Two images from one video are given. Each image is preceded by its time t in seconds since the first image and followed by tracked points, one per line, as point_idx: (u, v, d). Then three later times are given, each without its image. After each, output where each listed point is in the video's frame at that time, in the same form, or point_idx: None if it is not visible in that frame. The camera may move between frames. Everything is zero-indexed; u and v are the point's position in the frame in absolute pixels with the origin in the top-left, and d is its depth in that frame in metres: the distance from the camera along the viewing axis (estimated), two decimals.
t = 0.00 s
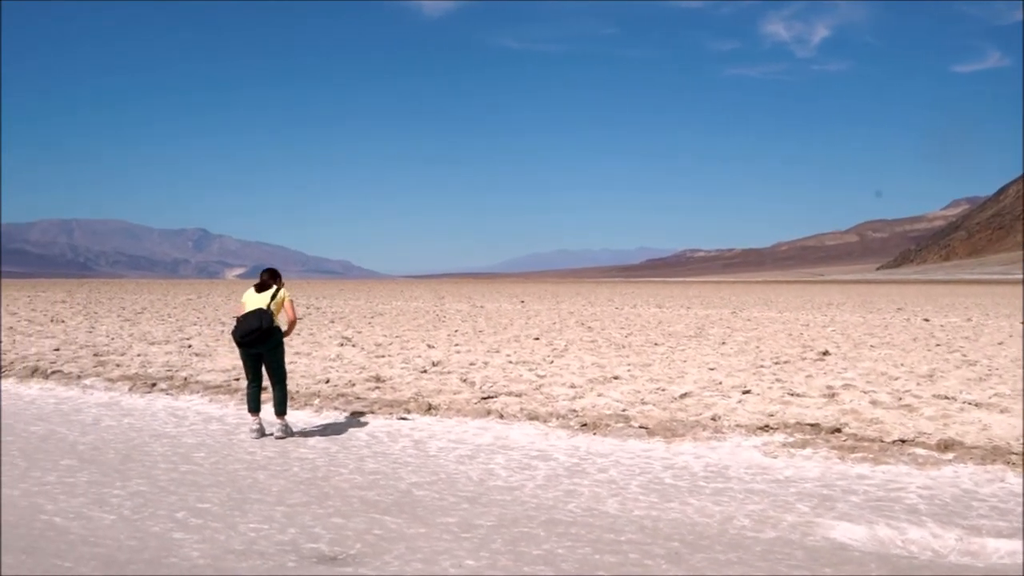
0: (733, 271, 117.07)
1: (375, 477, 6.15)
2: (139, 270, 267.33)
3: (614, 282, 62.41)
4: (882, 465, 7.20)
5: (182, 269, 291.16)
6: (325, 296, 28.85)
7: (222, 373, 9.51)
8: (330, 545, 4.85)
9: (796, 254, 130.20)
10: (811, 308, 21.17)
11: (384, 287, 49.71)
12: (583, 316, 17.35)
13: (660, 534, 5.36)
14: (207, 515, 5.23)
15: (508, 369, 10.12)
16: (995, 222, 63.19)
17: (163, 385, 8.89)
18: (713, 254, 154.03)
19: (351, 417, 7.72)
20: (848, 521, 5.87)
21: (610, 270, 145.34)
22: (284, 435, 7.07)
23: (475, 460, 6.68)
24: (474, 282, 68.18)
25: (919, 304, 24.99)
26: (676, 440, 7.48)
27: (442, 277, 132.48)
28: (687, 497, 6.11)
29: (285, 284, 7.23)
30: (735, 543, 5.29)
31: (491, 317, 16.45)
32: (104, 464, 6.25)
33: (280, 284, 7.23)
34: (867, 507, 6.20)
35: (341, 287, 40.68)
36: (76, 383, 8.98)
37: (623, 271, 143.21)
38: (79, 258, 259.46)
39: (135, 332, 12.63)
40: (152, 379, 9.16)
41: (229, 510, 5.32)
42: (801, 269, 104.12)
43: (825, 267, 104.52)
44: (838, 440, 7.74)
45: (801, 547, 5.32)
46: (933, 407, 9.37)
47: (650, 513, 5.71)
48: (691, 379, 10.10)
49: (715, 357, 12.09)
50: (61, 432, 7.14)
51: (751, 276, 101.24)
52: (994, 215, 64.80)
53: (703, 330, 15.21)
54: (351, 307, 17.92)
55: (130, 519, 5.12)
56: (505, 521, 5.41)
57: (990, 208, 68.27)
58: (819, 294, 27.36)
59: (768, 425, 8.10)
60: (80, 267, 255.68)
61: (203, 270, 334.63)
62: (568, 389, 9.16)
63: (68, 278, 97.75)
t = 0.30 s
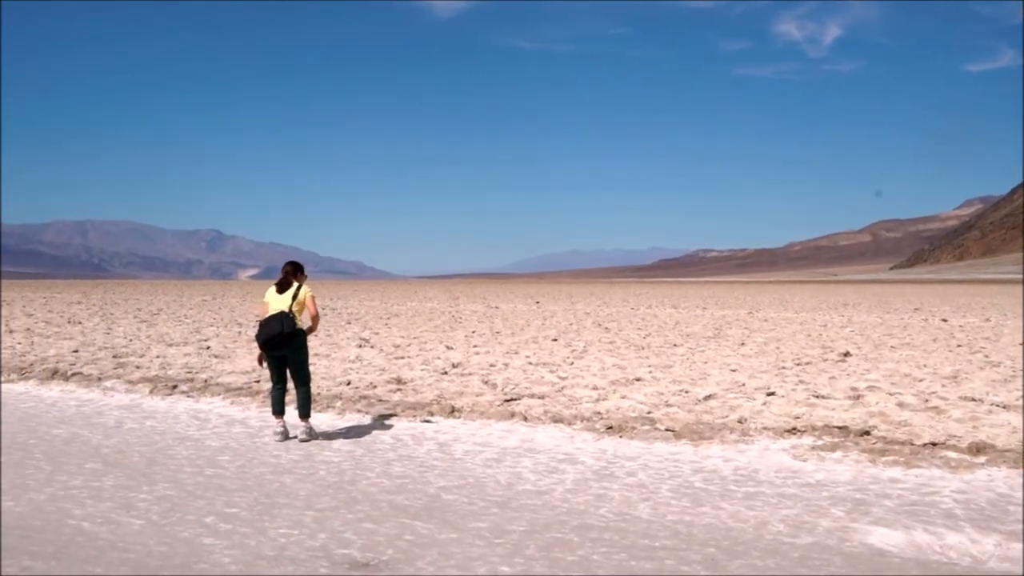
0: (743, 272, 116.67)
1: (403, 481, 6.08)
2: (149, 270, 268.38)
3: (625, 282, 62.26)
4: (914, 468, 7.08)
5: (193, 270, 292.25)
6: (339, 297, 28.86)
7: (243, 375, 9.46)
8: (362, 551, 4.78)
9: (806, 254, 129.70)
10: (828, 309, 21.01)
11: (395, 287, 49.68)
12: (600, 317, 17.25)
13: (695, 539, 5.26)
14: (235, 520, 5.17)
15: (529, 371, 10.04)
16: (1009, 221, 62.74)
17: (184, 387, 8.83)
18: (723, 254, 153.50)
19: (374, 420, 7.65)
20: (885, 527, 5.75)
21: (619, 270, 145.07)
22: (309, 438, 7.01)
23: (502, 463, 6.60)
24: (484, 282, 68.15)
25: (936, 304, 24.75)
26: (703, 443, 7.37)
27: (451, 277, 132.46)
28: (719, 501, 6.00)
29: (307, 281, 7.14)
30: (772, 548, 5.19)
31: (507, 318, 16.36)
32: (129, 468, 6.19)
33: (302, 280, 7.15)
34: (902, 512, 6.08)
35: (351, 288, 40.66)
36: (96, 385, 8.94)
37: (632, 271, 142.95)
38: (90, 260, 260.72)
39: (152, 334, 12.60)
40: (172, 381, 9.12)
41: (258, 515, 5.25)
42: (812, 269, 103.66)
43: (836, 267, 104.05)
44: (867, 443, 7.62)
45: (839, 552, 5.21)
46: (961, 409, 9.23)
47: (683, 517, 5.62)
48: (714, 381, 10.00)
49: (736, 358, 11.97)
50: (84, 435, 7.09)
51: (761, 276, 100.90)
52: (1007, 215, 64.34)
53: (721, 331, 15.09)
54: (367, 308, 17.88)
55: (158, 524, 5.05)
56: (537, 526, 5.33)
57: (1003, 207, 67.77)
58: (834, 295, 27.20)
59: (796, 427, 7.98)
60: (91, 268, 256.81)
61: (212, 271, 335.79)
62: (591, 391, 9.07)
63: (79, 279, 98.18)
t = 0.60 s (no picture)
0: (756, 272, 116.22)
1: (431, 483, 6.04)
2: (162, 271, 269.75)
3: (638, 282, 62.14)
4: (947, 472, 6.95)
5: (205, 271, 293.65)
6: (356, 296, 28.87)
7: (264, 376, 9.43)
8: (394, 555, 4.72)
9: (820, 254, 129.08)
10: (846, 309, 20.87)
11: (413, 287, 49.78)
12: (617, 317, 17.16)
13: (730, 544, 5.17)
14: (265, 523, 5.12)
15: (551, 373, 9.99)
16: None
17: (206, 388, 8.80)
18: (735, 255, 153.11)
19: (399, 421, 7.62)
20: (922, 532, 5.62)
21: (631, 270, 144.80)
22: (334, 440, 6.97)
23: (530, 466, 6.55)
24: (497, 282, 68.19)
25: (956, 304, 24.49)
26: (732, 446, 7.27)
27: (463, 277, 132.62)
28: (752, 505, 5.90)
29: (331, 278, 7.06)
30: (809, 553, 5.09)
31: (525, 319, 16.30)
32: (155, 470, 6.14)
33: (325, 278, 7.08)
34: (939, 516, 5.95)
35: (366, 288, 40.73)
36: (119, 386, 8.91)
37: (644, 272, 142.68)
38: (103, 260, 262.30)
39: (171, 334, 12.58)
40: (194, 382, 9.09)
41: (287, 518, 5.21)
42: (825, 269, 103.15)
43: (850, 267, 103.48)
44: (898, 446, 7.50)
45: (877, 558, 5.10)
46: (990, 412, 9.09)
47: (716, 522, 5.52)
48: (738, 382, 9.91)
49: (759, 359, 11.86)
50: (108, 437, 7.05)
51: (775, 276, 100.49)
52: None
53: (740, 332, 14.99)
54: (384, 308, 17.87)
55: (187, 528, 5.00)
56: (569, 530, 5.26)
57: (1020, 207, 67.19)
58: (851, 295, 27.03)
59: (824, 429, 7.86)
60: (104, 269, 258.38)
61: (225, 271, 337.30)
62: (615, 392, 8.99)
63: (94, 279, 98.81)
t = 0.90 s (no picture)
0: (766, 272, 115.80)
1: (456, 486, 5.97)
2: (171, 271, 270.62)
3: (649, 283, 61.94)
4: (978, 475, 6.80)
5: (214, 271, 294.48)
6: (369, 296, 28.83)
7: (283, 376, 9.38)
8: (423, 559, 4.65)
9: (830, 255, 128.54)
10: (861, 309, 20.74)
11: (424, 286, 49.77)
12: (633, 318, 17.07)
13: (763, 548, 5.07)
14: (291, 526, 5.05)
15: (570, 374, 9.94)
16: None
17: (225, 389, 8.74)
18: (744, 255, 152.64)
19: (420, 421, 7.56)
20: (957, 536, 5.47)
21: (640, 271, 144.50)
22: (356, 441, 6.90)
23: (555, 468, 6.47)
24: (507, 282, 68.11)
25: (973, 305, 24.22)
26: (758, 448, 7.16)
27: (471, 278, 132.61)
28: (783, 508, 5.79)
29: (350, 276, 6.96)
30: (843, 558, 4.99)
31: (540, 319, 16.22)
32: (177, 471, 6.08)
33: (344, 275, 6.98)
34: (973, 521, 5.80)
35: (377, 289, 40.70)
36: (137, 386, 8.86)
37: (653, 272, 142.43)
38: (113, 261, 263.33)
39: (187, 334, 12.54)
40: (212, 382, 9.04)
41: (313, 521, 5.14)
42: (835, 270, 102.69)
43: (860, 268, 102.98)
44: (926, 448, 7.37)
45: (914, 563, 4.98)
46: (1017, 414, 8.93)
47: (747, 525, 5.42)
48: (760, 384, 9.81)
49: (778, 360, 11.75)
50: (128, 437, 7.00)
51: (785, 276, 100.18)
52: None
53: (757, 332, 14.88)
54: (397, 308, 17.83)
55: (213, 530, 4.94)
56: (599, 533, 5.17)
57: None
58: (865, 295, 26.88)
59: (850, 431, 7.73)
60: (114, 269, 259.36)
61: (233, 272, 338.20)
62: (636, 393, 8.90)
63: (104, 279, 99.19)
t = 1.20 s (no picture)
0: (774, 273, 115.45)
1: (480, 488, 5.90)
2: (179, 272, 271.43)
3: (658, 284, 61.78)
4: (1009, 478, 6.66)
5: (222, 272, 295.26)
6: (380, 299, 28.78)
7: (300, 378, 9.33)
8: (451, 563, 4.57)
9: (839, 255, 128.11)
10: (875, 310, 20.62)
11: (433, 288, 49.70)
12: (647, 319, 17.00)
13: (796, 552, 4.98)
14: (317, 530, 4.99)
15: (588, 375, 9.90)
16: None
17: (242, 390, 8.69)
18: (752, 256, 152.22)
19: (440, 423, 7.50)
20: (993, 541, 5.35)
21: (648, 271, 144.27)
22: (376, 442, 6.84)
23: (579, 470, 6.40)
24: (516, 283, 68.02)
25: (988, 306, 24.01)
26: (782, 450, 7.05)
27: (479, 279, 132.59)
28: (812, 512, 5.68)
29: (371, 274, 6.78)
30: (878, 561, 4.88)
31: (554, 320, 16.15)
32: (199, 473, 6.02)
33: (364, 273, 6.82)
34: (1006, 524, 5.66)
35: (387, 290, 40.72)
36: (154, 387, 8.81)
37: (661, 273, 142.17)
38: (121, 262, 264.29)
39: (201, 335, 12.51)
40: (229, 384, 9.00)
41: (338, 525, 5.08)
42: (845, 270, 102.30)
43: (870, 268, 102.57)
44: (954, 451, 7.25)
45: (950, 567, 4.86)
46: None
47: (778, 529, 5.31)
48: (780, 385, 9.70)
49: (796, 361, 11.64)
50: (148, 439, 6.94)
51: (794, 276, 99.85)
52: None
53: (773, 333, 14.78)
54: (410, 309, 17.78)
55: (238, 534, 4.88)
56: (628, 536, 5.09)
57: None
58: (878, 295, 26.74)
59: (874, 433, 7.60)
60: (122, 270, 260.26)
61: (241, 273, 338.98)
62: (656, 395, 8.82)
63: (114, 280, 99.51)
